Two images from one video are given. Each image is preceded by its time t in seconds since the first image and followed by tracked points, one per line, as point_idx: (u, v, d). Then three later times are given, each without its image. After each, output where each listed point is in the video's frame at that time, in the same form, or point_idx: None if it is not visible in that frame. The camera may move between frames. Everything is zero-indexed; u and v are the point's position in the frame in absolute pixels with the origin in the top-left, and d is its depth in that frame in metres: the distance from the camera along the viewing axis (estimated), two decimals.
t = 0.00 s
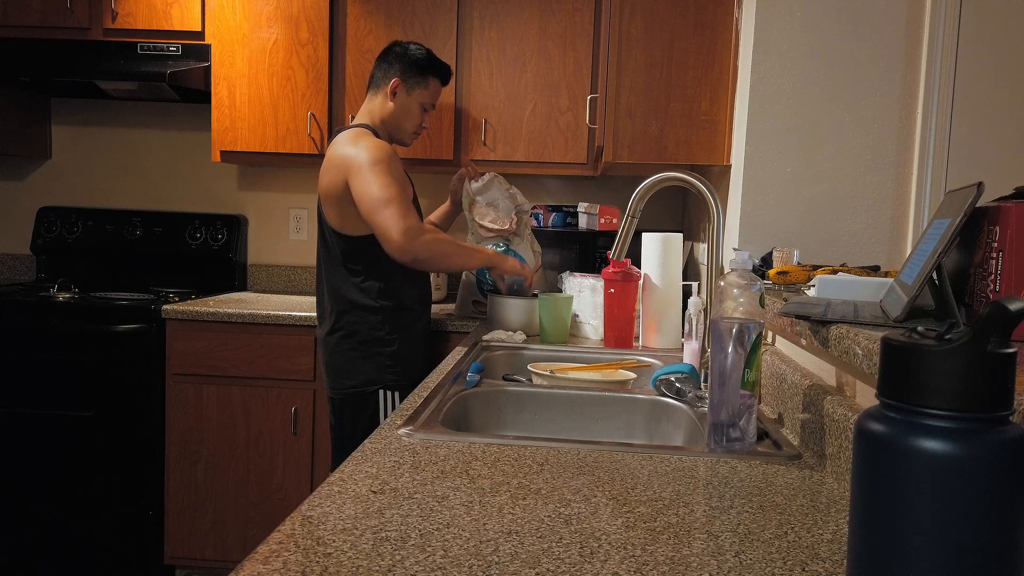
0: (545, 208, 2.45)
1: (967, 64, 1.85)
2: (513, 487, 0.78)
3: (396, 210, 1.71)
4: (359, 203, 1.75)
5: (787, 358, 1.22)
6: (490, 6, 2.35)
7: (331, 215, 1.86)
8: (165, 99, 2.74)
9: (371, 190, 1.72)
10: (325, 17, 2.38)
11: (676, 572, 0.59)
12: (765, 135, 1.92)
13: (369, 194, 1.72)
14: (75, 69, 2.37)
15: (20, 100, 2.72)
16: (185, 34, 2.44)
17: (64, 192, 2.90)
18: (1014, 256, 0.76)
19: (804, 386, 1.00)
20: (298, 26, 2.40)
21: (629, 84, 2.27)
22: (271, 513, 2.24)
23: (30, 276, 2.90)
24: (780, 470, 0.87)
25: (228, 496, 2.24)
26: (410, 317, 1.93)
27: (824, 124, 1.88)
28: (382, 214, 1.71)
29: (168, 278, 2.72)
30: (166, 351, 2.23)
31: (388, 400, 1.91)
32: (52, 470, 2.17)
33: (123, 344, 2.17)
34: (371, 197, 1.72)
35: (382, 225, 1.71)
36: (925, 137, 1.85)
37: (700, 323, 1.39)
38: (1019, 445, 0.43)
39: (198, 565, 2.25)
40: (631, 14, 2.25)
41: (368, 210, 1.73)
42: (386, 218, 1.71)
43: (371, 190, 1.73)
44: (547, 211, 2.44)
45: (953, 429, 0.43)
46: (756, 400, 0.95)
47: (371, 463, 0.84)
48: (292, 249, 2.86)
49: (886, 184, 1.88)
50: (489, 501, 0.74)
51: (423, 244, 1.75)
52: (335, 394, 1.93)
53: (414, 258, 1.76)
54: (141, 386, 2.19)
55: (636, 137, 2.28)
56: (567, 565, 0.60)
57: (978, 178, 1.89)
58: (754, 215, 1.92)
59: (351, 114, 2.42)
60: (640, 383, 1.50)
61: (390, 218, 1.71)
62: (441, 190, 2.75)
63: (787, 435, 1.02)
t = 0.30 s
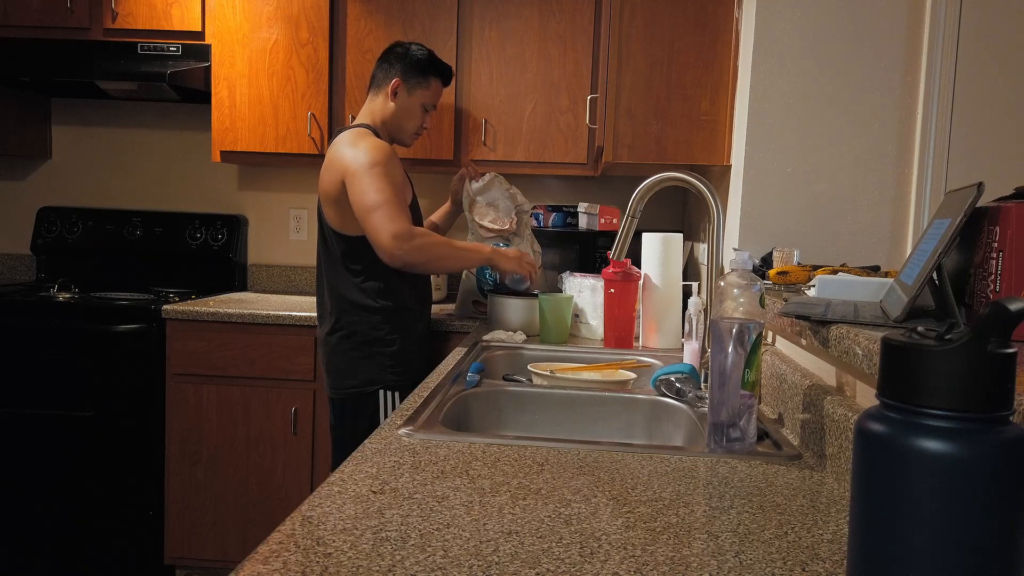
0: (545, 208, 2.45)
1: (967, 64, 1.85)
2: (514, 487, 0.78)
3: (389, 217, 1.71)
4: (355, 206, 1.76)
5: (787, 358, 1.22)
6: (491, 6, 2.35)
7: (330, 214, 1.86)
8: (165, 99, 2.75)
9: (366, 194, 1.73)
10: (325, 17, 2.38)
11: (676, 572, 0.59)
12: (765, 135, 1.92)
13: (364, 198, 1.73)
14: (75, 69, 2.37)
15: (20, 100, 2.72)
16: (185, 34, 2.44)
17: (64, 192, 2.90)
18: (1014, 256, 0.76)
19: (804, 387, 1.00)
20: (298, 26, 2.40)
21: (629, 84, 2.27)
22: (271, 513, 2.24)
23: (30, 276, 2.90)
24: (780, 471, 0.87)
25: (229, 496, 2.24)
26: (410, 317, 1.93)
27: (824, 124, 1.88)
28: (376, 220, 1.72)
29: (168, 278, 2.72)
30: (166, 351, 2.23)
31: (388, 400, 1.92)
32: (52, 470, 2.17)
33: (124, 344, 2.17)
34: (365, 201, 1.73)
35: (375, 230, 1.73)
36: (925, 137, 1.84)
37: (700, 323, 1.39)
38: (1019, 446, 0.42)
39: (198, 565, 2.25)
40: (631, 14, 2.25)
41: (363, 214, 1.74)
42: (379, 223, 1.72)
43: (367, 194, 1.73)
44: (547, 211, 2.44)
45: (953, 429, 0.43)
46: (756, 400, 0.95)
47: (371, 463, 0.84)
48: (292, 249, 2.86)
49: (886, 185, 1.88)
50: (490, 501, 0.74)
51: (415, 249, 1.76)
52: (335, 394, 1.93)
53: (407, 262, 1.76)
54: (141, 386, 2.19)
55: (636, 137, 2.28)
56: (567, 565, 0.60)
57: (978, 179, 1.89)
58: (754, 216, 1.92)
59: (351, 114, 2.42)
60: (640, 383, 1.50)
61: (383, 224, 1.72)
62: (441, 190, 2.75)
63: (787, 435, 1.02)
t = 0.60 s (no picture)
0: (545, 208, 2.45)
1: (966, 65, 1.85)
2: (514, 487, 0.78)
3: (389, 219, 1.72)
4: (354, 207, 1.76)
5: (787, 358, 1.22)
6: (491, 7, 2.35)
7: (329, 214, 1.87)
8: (165, 99, 2.75)
9: (366, 196, 1.73)
10: (325, 17, 2.38)
11: (676, 572, 0.59)
12: (764, 135, 1.92)
13: (364, 200, 1.73)
14: (75, 70, 2.37)
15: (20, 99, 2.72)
16: (185, 34, 2.44)
17: (64, 192, 2.90)
18: (1013, 256, 0.76)
19: (804, 386, 1.00)
20: (298, 26, 2.40)
21: (629, 84, 2.27)
22: (271, 513, 2.24)
23: (31, 276, 2.90)
24: (780, 471, 0.87)
25: (229, 496, 2.24)
26: (410, 317, 1.93)
27: (824, 125, 1.89)
28: (376, 222, 1.73)
29: (168, 278, 2.72)
30: (166, 351, 2.23)
31: (388, 400, 1.92)
32: (52, 470, 2.17)
33: (124, 344, 2.17)
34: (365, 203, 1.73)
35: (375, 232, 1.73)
36: (925, 137, 1.85)
37: (700, 324, 1.39)
38: (1019, 446, 0.42)
39: (198, 565, 2.25)
40: (631, 14, 2.25)
41: (363, 216, 1.74)
42: (380, 225, 1.72)
43: (366, 196, 1.73)
44: (547, 211, 2.44)
45: (953, 430, 0.43)
46: (756, 400, 0.95)
47: (372, 463, 0.84)
48: (292, 249, 2.86)
49: (886, 185, 1.88)
50: (490, 501, 0.74)
51: (415, 250, 1.77)
52: (335, 394, 1.93)
53: (407, 262, 1.78)
54: (141, 386, 2.19)
55: (636, 137, 2.28)
56: (568, 565, 0.60)
57: (978, 179, 1.89)
58: (754, 216, 1.92)
59: (351, 114, 2.42)
60: (640, 383, 1.50)
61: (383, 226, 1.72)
62: (441, 190, 2.75)
63: (787, 435, 1.02)
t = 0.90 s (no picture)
0: (545, 208, 2.45)
1: (966, 65, 1.85)
2: (514, 487, 0.78)
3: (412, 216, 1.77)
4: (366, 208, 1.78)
5: (787, 358, 1.22)
6: (490, 7, 2.35)
7: (329, 217, 1.85)
8: (165, 99, 2.74)
9: (380, 196, 1.75)
10: (325, 17, 2.38)
11: (676, 572, 0.59)
12: (765, 135, 1.92)
13: (381, 201, 1.75)
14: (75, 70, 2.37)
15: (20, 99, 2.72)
16: (185, 34, 2.44)
17: (64, 192, 2.90)
18: (1013, 256, 0.76)
19: (804, 387, 1.00)
20: (298, 26, 2.40)
21: (629, 84, 2.27)
22: (271, 513, 2.24)
23: (31, 276, 2.90)
24: (780, 470, 0.87)
25: (229, 496, 2.24)
26: (410, 317, 1.93)
27: (824, 124, 1.88)
28: (398, 220, 1.76)
29: (168, 278, 2.72)
30: (166, 351, 2.23)
31: (388, 400, 1.92)
32: (52, 470, 2.17)
33: (124, 344, 2.17)
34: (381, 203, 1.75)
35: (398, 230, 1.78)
36: (925, 137, 1.84)
37: (700, 323, 1.39)
38: (1019, 446, 0.42)
39: (198, 565, 2.25)
40: (631, 15, 2.25)
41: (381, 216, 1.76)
42: (402, 222, 1.76)
43: (380, 195, 1.75)
44: (547, 211, 2.44)
45: (953, 430, 0.43)
46: (756, 400, 0.95)
47: (372, 463, 0.84)
48: (292, 249, 2.86)
49: (887, 185, 1.88)
50: (490, 501, 0.74)
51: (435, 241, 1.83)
52: (335, 394, 1.93)
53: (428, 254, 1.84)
54: (141, 386, 2.19)
55: (636, 137, 2.28)
56: (568, 565, 0.60)
57: (978, 179, 1.89)
58: (754, 216, 1.92)
59: (351, 114, 2.42)
60: (640, 383, 1.50)
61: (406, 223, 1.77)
62: (441, 190, 2.75)
63: (787, 435, 1.02)
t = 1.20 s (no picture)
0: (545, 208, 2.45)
1: (966, 66, 1.85)
2: (514, 487, 0.78)
3: (411, 218, 1.75)
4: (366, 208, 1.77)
5: (787, 358, 1.22)
6: (491, 6, 2.35)
7: (330, 217, 1.86)
8: (165, 99, 2.74)
9: (379, 197, 1.75)
10: (325, 17, 2.38)
11: (676, 572, 0.59)
12: (765, 135, 1.92)
13: (379, 203, 1.74)
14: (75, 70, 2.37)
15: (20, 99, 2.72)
16: (185, 34, 2.44)
17: (64, 192, 2.90)
18: (1013, 256, 0.76)
19: (805, 387, 1.00)
20: (298, 26, 2.40)
21: (629, 84, 2.27)
22: (271, 513, 2.24)
23: (31, 276, 2.90)
24: (780, 471, 0.87)
25: (228, 496, 2.24)
26: (412, 317, 1.93)
27: (824, 124, 1.88)
28: (396, 220, 1.75)
29: (168, 278, 2.72)
30: (166, 351, 2.23)
31: (388, 400, 1.92)
32: (52, 470, 2.17)
33: (124, 344, 2.17)
34: (380, 204, 1.75)
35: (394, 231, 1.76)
36: (925, 137, 1.84)
37: (700, 324, 1.39)
38: (1019, 446, 0.42)
39: (198, 565, 2.25)
40: (631, 15, 2.25)
41: (380, 219, 1.76)
42: (400, 224, 1.75)
43: (381, 196, 1.75)
44: (547, 212, 2.44)
45: (953, 430, 0.43)
46: (757, 400, 0.95)
47: (372, 463, 0.84)
48: (292, 249, 2.86)
49: (887, 185, 1.88)
50: (490, 501, 0.74)
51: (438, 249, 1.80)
52: (337, 394, 1.93)
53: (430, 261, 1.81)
54: (141, 386, 2.19)
55: (636, 137, 2.28)
56: (568, 564, 0.60)
57: (978, 179, 1.89)
58: (754, 216, 1.92)
59: (351, 114, 2.42)
60: (640, 383, 1.50)
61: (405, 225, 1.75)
62: (441, 190, 2.75)
63: (787, 435, 1.02)
